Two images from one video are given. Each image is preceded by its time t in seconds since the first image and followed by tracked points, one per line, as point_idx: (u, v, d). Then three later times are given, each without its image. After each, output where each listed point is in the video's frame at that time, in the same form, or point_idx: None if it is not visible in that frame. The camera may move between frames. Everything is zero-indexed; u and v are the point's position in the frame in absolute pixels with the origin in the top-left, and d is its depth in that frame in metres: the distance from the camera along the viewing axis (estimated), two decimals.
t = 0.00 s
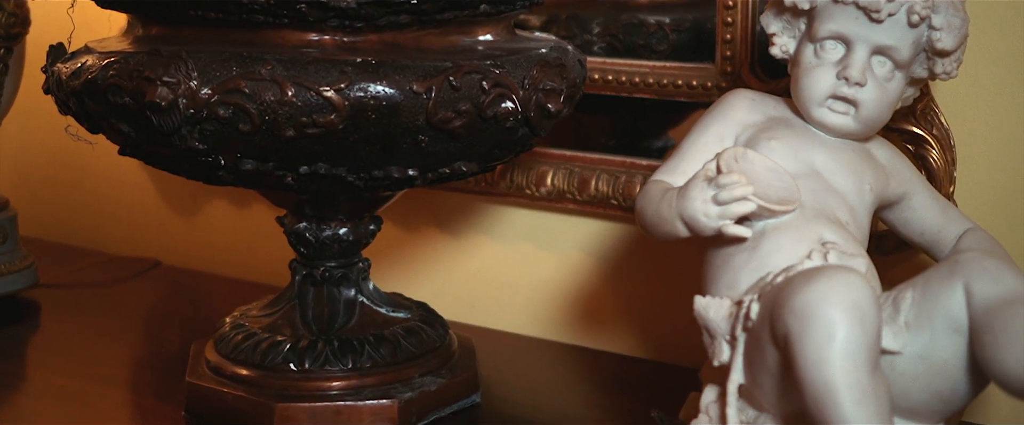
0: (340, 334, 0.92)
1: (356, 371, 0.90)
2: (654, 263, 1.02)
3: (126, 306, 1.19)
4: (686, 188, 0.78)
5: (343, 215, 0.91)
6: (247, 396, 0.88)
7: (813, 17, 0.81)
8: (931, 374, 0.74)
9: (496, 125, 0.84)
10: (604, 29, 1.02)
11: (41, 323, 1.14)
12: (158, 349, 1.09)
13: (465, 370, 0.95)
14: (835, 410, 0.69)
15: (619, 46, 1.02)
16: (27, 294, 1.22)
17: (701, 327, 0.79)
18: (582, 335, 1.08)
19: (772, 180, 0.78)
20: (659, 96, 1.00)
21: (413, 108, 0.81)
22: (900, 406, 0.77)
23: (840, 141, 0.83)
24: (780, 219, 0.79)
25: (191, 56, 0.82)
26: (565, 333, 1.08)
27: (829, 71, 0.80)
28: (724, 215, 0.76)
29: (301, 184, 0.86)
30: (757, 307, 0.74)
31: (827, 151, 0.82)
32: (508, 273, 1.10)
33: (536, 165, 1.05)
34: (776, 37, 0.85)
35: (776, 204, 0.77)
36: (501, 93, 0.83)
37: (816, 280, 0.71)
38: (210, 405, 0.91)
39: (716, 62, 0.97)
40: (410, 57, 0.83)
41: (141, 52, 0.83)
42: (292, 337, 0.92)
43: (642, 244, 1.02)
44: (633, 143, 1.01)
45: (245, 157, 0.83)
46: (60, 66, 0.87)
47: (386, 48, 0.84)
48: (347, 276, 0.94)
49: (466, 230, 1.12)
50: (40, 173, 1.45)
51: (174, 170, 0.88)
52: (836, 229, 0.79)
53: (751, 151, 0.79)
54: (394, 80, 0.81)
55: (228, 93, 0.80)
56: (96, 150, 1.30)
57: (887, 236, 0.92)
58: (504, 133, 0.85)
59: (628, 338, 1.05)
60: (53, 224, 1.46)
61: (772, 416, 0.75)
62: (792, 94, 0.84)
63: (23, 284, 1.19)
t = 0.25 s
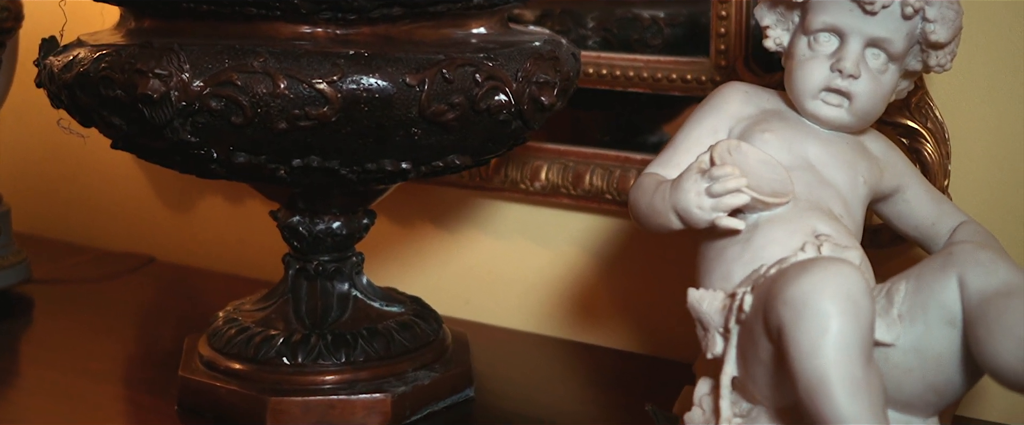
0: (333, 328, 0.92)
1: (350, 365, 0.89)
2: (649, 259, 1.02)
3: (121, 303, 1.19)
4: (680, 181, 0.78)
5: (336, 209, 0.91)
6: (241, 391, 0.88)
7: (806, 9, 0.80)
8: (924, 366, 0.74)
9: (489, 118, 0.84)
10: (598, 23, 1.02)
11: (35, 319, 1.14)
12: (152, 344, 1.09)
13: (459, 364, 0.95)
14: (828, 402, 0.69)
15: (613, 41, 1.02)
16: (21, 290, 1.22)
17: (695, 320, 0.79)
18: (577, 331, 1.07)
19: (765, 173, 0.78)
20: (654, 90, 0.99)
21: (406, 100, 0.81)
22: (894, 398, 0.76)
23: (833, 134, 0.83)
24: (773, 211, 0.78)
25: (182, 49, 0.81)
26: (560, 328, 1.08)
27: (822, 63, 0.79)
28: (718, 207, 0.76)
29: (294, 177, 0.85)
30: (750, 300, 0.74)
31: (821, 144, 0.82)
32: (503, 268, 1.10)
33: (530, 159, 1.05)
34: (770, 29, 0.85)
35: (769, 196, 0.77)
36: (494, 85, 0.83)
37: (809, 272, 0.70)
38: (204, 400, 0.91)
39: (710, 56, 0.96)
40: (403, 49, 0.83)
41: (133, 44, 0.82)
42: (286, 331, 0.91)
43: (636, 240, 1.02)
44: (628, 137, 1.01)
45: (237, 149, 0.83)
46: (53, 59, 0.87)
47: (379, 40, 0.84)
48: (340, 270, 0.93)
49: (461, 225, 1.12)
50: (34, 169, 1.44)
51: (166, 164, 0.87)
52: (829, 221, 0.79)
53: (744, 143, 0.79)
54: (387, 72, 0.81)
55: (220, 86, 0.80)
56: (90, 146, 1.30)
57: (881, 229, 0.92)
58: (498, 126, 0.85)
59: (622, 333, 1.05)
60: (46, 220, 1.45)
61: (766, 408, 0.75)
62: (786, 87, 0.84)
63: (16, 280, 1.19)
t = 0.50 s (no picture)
0: (326, 322, 0.92)
1: (343, 359, 0.89)
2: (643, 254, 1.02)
3: (115, 299, 1.19)
4: (673, 173, 0.78)
5: (329, 203, 0.91)
6: (233, 385, 0.88)
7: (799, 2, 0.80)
8: (918, 359, 0.73)
9: (482, 111, 0.84)
10: (593, 18, 1.02)
11: (29, 314, 1.14)
12: (145, 340, 1.09)
13: (453, 358, 0.95)
14: (820, 394, 0.69)
15: (607, 35, 1.02)
16: (14, 286, 1.22)
17: (688, 313, 0.78)
18: (572, 326, 1.08)
19: (759, 165, 0.78)
20: (648, 85, 0.99)
21: (399, 93, 0.81)
22: (888, 391, 0.76)
23: (826, 127, 0.83)
24: (766, 204, 0.78)
25: (174, 41, 0.81)
26: (555, 323, 1.08)
27: (816, 56, 0.79)
28: (710, 200, 0.76)
29: (287, 171, 0.85)
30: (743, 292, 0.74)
31: (815, 137, 0.82)
32: (497, 263, 1.10)
33: (524, 154, 1.05)
34: (763, 22, 0.84)
35: (762, 189, 0.77)
36: (487, 78, 0.83)
37: (802, 264, 0.70)
38: (197, 394, 0.91)
39: (704, 50, 0.96)
40: (396, 42, 0.83)
41: (125, 37, 0.82)
42: (279, 325, 0.91)
43: (630, 235, 1.02)
44: (622, 132, 1.01)
45: (230, 143, 0.82)
46: (45, 53, 0.87)
47: (371, 34, 0.84)
48: (333, 264, 0.93)
49: (455, 221, 1.12)
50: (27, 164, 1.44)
51: (159, 157, 0.87)
52: (823, 214, 0.78)
53: (738, 136, 0.79)
54: (380, 65, 0.80)
55: (212, 78, 0.79)
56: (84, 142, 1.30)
57: (875, 223, 0.92)
58: (491, 119, 0.85)
59: (617, 328, 1.05)
60: (40, 216, 1.45)
61: (758, 401, 0.75)
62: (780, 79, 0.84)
63: (9, 276, 1.19)
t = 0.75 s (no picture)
0: (319, 316, 0.92)
1: (336, 352, 0.89)
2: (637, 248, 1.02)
3: (109, 296, 1.18)
4: (666, 165, 0.78)
5: (323, 196, 0.91)
6: (226, 378, 0.88)
7: None
8: (911, 350, 0.73)
9: (475, 104, 0.84)
10: (587, 12, 1.02)
11: (22, 310, 1.13)
12: (139, 335, 1.09)
13: (447, 352, 0.95)
14: (813, 385, 0.69)
15: (602, 30, 1.02)
16: (8, 282, 1.21)
17: (681, 305, 0.78)
18: (566, 321, 1.08)
19: (752, 157, 0.78)
20: (642, 78, 0.99)
21: (391, 85, 0.81)
22: (881, 383, 0.76)
23: (820, 119, 0.82)
24: (760, 196, 0.78)
25: (166, 34, 0.81)
26: (549, 318, 1.08)
27: (809, 48, 0.79)
28: (704, 191, 0.75)
29: (279, 164, 0.85)
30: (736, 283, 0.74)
31: (808, 129, 0.81)
32: (492, 258, 1.10)
33: (518, 149, 1.05)
34: (757, 15, 0.84)
35: (756, 180, 0.77)
36: (480, 71, 0.83)
37: (795, 255, 0.70)
38: (190, 388, 0.91)
39: (698, 44, 0.96)
40: (389, 34, 0.83)
41: (117, 29, 0.82)
42: (272, 319, 0.91)
43: (625, 229, 1.02)
44: (617, 126, 1.01)
45: (222, 135, 0.82)
46: (37, 45, 0.87)
47: (364, 26, 0.84)
48: (327, 258, 0.93)
49: (449, 216, 1.11)
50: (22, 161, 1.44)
51: (151, 151, 0.87)
52: (816, 206, 0.78)
53: (731, 128, 0.79)
54: (372, 57, 0.80)
55: (204, 70, 0.79)
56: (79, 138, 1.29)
57: (869, 217, 0.92)
58: (484, 112, 0.84)
59: (611, 322, 1.04)
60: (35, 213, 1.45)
61: (752, 393, 0.75)
62: (773, 72, 0.83)
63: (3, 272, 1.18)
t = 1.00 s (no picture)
0: (313, 309, 0.92)
1: (329, 346, 0.89)
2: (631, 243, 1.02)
3: (103, 291, 1.18)
4: (659, 157, 0.77)
5: (316, 190, 0.91)
6: (219, 372, 0.88)
7: None
8: (904, 342, 0.73)
9: (468, 96, 0.84)
10: (581, 6, 1.02)
11: (16, 305, 1.13)
12: (134, 330, 1.08)
13: (440, 346, 0.95)
14: (806, 376, 0.68)
15: (595, 24, 1.01)
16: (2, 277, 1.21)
17: (674, 297, 0.78)
18: (559, 315, 1.08)
19: (745, 149, 0.78)
20: (636, 73, 0.99)
21: (384, 78, 0.80)
22: (874, 375, 0.76)
23: (813, 111, 0.82)
24: (753, 188, 0.78)
25: (158, 26, 0.81)
26: (543, 313, 1.09)
27: (803, 40, 0.78)
28: (697, 183, 0.75)
29: (272, 156, 0.85)
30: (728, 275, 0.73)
31: (801, 121, 0.81)
32: (486, 253, 1.11)
33: (512, 143, 1.05)
34: (751, 7, 0.84)
35: (749, 172, 0.76)
36: (473, 63, 0.83)
37: (787, 246, 0.70)
38: (183, 382, 0.90)
39: (692, 38, 0.96)
40: (381, 27, 0.82)
41: (109, 21, 0.82)
42: (265, 312, 0.91)
43: (618, 224, 1.01)
44: (611, 120, 1.00)
45: (215, 127, 0.82)
46: (29, 38, 0.87)
47: (356, 18, 0.84)
48: (320, 251, 0.93)
49: (443, 211, 1.12)
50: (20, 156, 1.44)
51: (143, 143, 0.87)
52: (809, 198, 0.78)
53: (724, 120, 0.78)
54: (365, 49, 0.80)
55: (196, 62, 0.79)
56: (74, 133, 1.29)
57: (863, 210, 0.92)
58: (477, 105, 0.84)
59: (606, 316, 1.05)
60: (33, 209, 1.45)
61: (744, 384, 0.74)
62: (767, 64, 0.83)
63: None
